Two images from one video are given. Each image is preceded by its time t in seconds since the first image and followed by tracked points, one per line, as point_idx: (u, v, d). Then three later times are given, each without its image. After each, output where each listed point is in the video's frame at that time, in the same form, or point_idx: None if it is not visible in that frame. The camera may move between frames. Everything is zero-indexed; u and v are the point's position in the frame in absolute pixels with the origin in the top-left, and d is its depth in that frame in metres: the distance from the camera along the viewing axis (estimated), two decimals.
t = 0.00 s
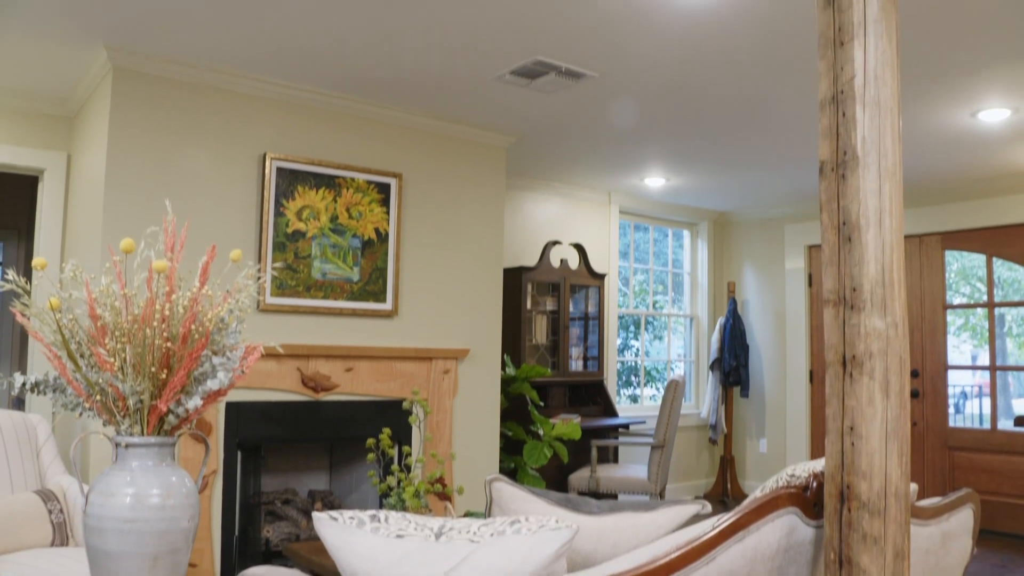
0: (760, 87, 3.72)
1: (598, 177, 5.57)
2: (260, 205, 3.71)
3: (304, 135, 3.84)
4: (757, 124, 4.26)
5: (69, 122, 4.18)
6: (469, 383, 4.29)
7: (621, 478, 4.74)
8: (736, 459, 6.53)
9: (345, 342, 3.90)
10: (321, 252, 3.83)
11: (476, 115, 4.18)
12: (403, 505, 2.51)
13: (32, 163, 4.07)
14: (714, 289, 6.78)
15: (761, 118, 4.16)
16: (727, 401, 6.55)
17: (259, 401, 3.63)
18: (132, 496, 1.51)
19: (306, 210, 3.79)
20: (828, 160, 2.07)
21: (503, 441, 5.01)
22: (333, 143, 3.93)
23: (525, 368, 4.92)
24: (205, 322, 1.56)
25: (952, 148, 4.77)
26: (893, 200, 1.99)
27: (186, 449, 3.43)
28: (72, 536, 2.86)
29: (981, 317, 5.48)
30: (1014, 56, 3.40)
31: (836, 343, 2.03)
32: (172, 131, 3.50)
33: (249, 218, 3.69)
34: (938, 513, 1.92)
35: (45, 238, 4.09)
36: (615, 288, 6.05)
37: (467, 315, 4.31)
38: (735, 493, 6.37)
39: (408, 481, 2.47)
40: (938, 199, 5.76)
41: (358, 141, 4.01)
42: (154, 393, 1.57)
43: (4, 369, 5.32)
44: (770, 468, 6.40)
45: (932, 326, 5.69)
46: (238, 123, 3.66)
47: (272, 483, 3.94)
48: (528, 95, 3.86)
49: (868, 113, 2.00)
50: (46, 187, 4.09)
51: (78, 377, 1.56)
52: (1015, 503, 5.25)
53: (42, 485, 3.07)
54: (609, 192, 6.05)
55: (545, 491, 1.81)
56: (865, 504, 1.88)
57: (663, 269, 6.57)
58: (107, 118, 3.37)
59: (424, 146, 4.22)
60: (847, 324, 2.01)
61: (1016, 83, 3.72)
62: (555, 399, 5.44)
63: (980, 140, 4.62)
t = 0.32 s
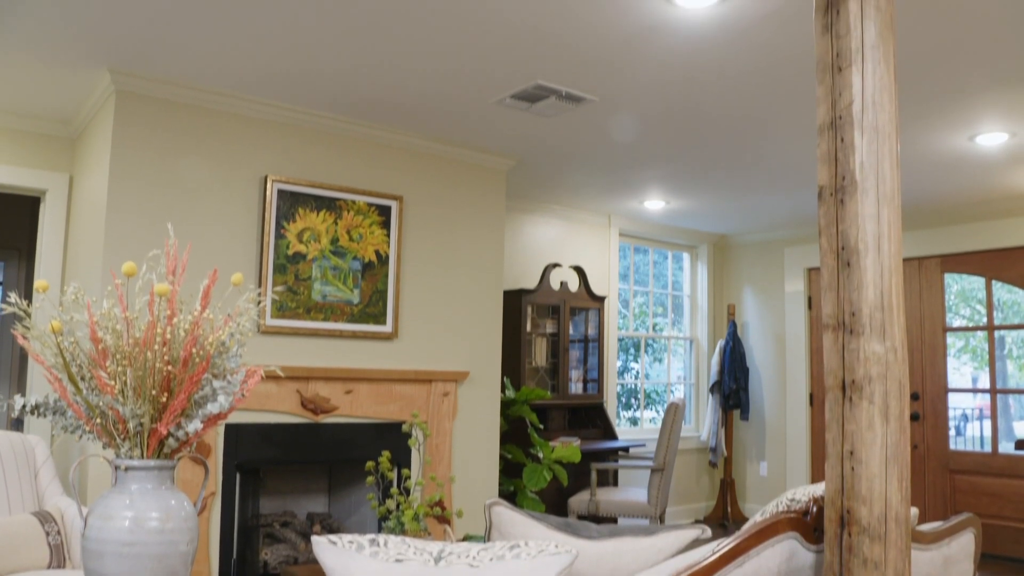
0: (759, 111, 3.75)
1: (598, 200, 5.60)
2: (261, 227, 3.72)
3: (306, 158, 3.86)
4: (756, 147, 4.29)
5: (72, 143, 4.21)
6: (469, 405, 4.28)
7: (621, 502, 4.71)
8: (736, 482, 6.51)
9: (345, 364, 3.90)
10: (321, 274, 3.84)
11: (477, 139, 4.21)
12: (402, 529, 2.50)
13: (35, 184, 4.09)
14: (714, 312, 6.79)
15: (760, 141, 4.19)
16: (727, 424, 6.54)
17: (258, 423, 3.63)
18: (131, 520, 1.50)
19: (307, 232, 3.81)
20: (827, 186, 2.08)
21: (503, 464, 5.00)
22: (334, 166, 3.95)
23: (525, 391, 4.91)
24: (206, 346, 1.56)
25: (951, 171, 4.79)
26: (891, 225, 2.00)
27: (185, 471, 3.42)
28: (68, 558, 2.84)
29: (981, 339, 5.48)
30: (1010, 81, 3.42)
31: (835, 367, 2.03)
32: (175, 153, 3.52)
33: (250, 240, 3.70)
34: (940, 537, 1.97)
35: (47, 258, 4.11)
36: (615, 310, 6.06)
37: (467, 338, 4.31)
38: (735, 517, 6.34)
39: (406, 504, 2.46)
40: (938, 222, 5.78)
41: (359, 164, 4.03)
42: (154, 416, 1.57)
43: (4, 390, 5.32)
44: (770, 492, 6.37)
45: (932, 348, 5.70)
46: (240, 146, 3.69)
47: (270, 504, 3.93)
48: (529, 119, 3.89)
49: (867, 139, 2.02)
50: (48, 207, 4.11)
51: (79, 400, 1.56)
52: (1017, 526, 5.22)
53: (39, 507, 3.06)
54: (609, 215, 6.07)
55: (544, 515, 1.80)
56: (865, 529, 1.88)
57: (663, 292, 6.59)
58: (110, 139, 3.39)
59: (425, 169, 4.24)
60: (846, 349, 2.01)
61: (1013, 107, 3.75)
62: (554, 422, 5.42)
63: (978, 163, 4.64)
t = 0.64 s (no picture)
0: (757, 136, 3.77)
1: (598, 224, 5.62)
2: (262, 249, 3.73)
3: (307, 182, 3.88)
4: (755, 172, 4.31)
5: (74, 165, 4.23)
6: (469, 429, 4.28)
7: (620, 526, 4.69)
8: (736, 507, 6.48)
9: (345, 387, 3.90)
10: (322, 297, 3.85)
11: (478, 163, 4.24)
12: (401, 553, 2.49)
13: (36, 206, 4.10)
14: (714, 335, 6.80)
15: (759, 166, 4.21)
16: (727, 448, 6.52)
17: (257, 446, 3.62)
18: (129, 545, 1.50)
19: (307, 255, 3.82)
20: (826, 212, 2.09)
21: (502, 488, 4.97)
22: (336, 189, 3.97)
23: (525, 414, 4.90)
24: (207, 371, 1.57)
25: (950, 195, 4.81)
26: (890, 251, 2.01)
27: (184, 494, 3.41)
28: None
29: (982, 362, 5.47)
30: (1007, 106, 3.45)
31: (835, 393, 2.03)
32: (179, 177, 3.54)
33: (251, 263, 3.71)
34: (943, 562, 1.99)
35: (48, 280, 4.12)
36: (615, 333, 6.07)
37: (467, 361, 4.31)
38: (735, 541, 6.31)
39: (405, 529, 2.46)
40: (937, 246, 5.79)
41: (361, 188, 4.05)
42: (154, 440, 1.57)
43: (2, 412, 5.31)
44: (770, 516, 6.34)
45: (932, 371, 5.70)
46: (242, 170, 3.71)
47: (269, 528, 3.92)
48: (529, 143, 3.91)
49: (865, 165, 2.03)
50: (49, 229, 4.12)
51: (79, 423, 1.56)
52: (1020, 551, 5.19)
53: (36, 529, 3.05)
54: (609, 238, 6.09)
55: (543, 540, 1.80)
56: (866, 555, 1.90)
57: (663, 315, 6.60)
58: (113, 161, 3.41)
59: (426, 193, 4.26)
60: (846, 374, 2.01)
61: (1010, 132, 3.78)
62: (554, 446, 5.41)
63: (977, 188, 4.66)
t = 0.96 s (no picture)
0: (756, 161, 3.80)
1: (597, 247, 5.64)
2: (263, 272, 3.73)
3: (307, 204, 3.90)
4: (754, 197, 4.33)
5: (75, 187, 4.25)
6: (468, 453, 4.26)
7: (620, 550, 4.67)
8: (736, 532, 6.44)
9: (344, 410, 3.89)
10: (322, 319, 3.85)
11: (478, 187, 4.26)
12: None
13: (38, 228, 4.12)
14: (714, 359, 6.79)
15: (758, 191, 4.23)
16: (727, 472, 6.50)
17: (256, 469, 3.61)
18: (127, 569, 1.50)
19: (307, 277, 3.82)
20: (825, 237, 2.09)
21: (501, 512, 4.95)
22: (336, 212, 3.98)
23: (524, 438, 4.89)
24: (207, 395, 1.57)
25: (948, 220, 4.83)
26: (889, 277, 2.01)
27: (183, 517, 3.40)
28: None
29: (983, 386, 5.46)
30: (1003, 131, 3.47)
31: (835, 419, 2.02)
32: (181, 199, 3.56)
33: (252, 286, 3.71)
34: None
35: (48, 302, 4.12)
36: (615, 356, 6.07)
37: (466, 384, 4.31)
38: (736, 566, 6.28)
39: (405, 554, 2.44)
40: (936, 270, 5.81)
41: (362, 211, 4.07)
42: (153, 465, 1.57)
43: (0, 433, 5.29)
44: (771, 541, 6.30)
45: (933, 395, 5.69)
46: (243, 193, 3.73)
47: (267, 552, 3.90)
48: (530, 168, 3.93)
49: (864, 191, 2.04)
50: (51, 251, 4.14)
51: (78, 447, 1.56)
52: None
53: (32, 552, 3.03)
54: (609, 262, 6.11)
55: (542, 566, 1.78)
56: None
57: (663, 338, 6.60)
58: (114, 184, 3.42)
59: (426, 217, 4.28)
60: (846, 400, 2.00)
61: (1008, 157, 3.80)
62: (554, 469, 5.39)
63: (975, 213, 4.67)
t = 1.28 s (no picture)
0: (754, 187, 3.82)
1: (597, 272, 5.65)
2: (263, 296, 3.74)
3: (308, 228, 3.92)
4: (754, 222, 4.35)
5: (77, 210, 4.26)
6: (468, 477, 4.25)
7: None
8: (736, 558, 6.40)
9: (343, 434, 3.88)
10: (322, 343, 3.85)
11: (478, 211, 4.28)
12: None
13: (39, 251, 4.13)
14: (714, 383, 6.78)
15: (757, 217, 4.25)
16: (727, 497, 6.47)
17: (254, 493, 3.60)
18: None
19: (307, 301, 3.83)
20: (824, 263, 2.10)
21: (500, 537, 4.93)
22: (336, 236, 4.00)
23: (523, 463, 4.87)
24: (208, 421, 1.58)
25: (948, 244, 4.84)
26: (889, 303, 2.01)
27: (180, 541, 3.39)
28: None
29: (983, 410, 5.45)
30: (1001, 157, 3.49)
31: (835, 446, 2.01)
32: (181, 220, 3.57)
33: (252, 311, 3.72)
34: None
35: (47, 325, 4.13)
36: (614, 380, 6.07)
37: (465, 409, 4.30)
38: None
39: None
40: (935, 294, 5.81)
41: (363, 236, 4.08)
42: (152, 490, 1.57)
43: None
44: (771, 567, 6.26)
45: (933, 420, 5.68)
46: (244, 216, 3.74)
47: None
48: (530, 192, 3.95)
49: (863, 218, 2.05)
50: (51, 273, 4.15)
51: (77, 471, 1.57)
52: None
53: None
54: (609, 286, 6.12)
55: None
56: None
57: (663, 362, 6.60)
58: (116, 207, 3.44)
59: (427, 241, 4.29)
60: (846, 427, 2.00)
61: (1005, 182, 3.82)
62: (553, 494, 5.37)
63: (974, 237, 4.69)
